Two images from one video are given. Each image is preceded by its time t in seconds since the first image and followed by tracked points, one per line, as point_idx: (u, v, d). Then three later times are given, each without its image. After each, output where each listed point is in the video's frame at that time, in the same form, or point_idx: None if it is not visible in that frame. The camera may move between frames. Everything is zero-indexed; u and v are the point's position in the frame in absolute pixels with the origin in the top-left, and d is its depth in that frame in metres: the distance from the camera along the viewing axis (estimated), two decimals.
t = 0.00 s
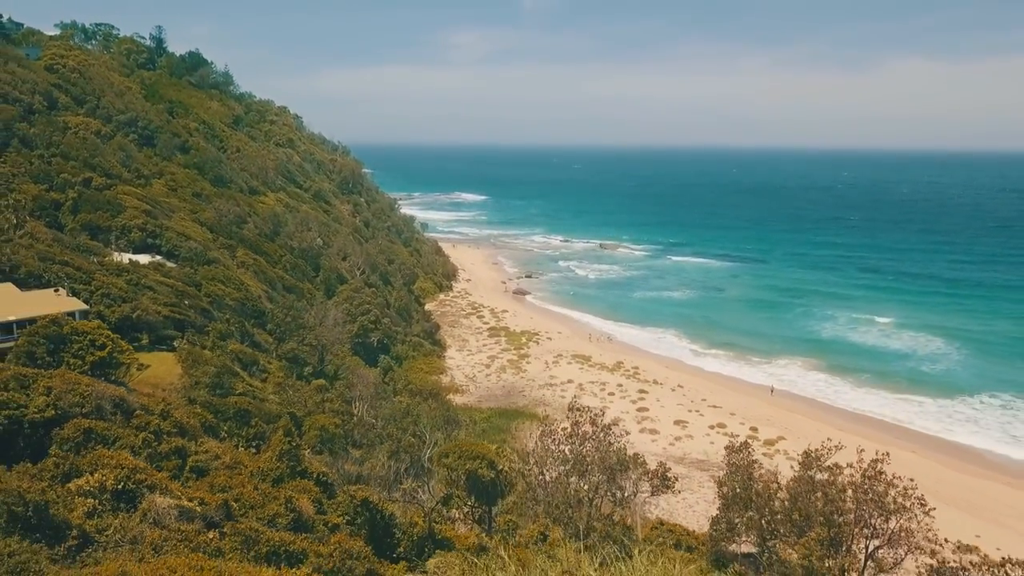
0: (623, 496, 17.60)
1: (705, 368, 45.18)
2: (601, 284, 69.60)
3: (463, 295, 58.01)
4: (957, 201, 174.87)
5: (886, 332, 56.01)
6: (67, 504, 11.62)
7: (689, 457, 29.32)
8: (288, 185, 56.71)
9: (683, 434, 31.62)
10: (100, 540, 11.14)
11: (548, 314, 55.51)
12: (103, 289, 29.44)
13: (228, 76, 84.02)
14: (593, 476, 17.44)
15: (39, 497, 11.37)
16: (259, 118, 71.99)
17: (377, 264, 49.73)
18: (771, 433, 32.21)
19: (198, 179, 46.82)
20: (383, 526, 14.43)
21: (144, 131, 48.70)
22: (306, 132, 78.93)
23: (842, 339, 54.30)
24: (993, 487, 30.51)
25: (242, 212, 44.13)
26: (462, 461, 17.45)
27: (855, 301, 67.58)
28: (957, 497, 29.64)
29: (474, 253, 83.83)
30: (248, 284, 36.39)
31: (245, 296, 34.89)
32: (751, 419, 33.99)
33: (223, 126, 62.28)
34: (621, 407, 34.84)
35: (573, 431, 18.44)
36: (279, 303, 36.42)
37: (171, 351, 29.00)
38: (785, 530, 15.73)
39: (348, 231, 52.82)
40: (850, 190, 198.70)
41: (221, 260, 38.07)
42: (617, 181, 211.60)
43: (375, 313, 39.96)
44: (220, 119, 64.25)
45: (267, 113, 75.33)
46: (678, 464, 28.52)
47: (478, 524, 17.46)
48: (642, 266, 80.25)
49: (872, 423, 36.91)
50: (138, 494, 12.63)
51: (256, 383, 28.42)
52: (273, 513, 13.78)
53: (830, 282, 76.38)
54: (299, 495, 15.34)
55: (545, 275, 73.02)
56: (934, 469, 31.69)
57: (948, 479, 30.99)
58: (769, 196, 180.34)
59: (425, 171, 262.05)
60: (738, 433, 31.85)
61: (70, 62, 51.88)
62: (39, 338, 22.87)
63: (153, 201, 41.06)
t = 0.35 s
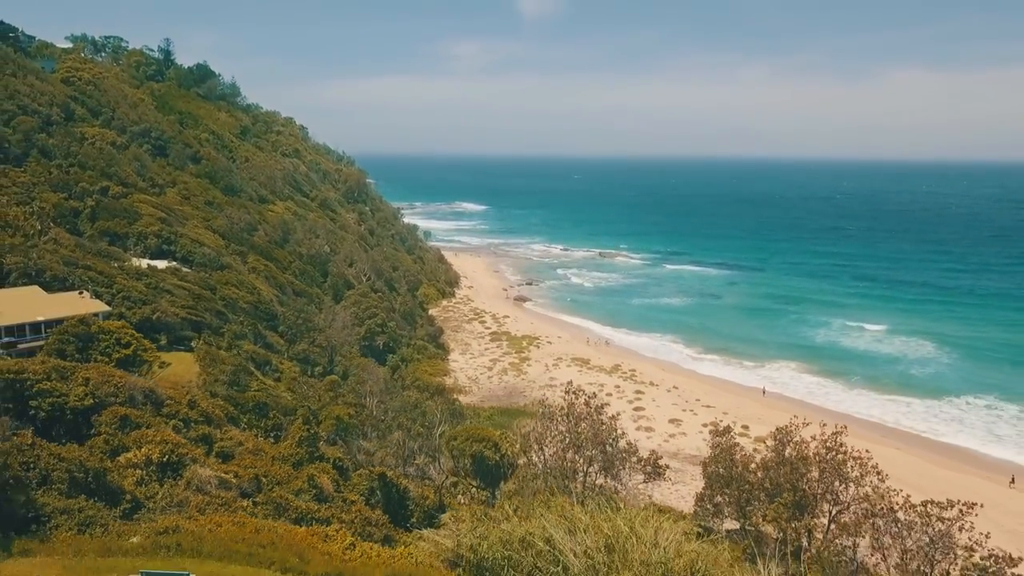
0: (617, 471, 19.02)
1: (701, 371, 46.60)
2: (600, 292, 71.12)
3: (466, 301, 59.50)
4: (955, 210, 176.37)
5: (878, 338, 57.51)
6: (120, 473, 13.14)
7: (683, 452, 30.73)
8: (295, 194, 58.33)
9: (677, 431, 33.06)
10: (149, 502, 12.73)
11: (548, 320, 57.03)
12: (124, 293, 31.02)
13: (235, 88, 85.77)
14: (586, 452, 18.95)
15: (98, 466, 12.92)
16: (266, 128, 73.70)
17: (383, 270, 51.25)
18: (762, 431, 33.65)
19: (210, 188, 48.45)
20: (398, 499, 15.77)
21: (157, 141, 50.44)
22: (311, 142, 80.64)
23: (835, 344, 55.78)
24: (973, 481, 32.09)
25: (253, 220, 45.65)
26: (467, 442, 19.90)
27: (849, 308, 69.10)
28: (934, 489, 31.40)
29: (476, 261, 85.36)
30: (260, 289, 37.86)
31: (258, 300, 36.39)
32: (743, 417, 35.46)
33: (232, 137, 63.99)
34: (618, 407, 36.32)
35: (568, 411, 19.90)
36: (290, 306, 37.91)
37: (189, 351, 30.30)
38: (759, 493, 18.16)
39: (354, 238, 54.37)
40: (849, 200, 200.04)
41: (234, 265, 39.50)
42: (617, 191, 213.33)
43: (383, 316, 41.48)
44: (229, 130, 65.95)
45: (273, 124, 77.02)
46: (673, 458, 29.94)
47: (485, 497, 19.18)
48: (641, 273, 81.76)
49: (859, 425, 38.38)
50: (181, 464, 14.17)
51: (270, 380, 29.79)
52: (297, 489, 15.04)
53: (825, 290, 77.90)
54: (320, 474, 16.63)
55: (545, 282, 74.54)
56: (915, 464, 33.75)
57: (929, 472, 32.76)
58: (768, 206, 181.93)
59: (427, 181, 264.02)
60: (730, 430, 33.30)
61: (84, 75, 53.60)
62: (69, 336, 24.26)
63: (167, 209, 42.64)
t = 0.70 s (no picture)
0: (608, 452, 20.15)
1: (697, 374, 48.05)
2: (600, 299, 72.68)
3: (468, 308, 60.98)
4: (952, 220, 177.95)
5: (870, 343, 59.00)
6: (164, 450, 15.39)
7: (677, 448, 32.16)
8: (302, 203, 59.95)
9: (672, 430, 34.51)
10: (188, 477, 14.92)
11: (549, 326, 58.58)
12: (143, 297, 32.55)
13: (242, 100, 87.65)
14: (582, 433, 20.22)
15: (146, 443, 15.27)
16: (273, 139, 75.42)
17: (388, 277, 52.79)
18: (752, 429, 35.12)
19: (220, 197, 50.12)
20: (411, 478, 16.80)
21: (169, 152, 52.22)
22: (316, 152, 82.32)
23: (828, 349, 57.29)
24: (951, 475, 33.51)
25: (263, 228, 47.20)
26: (473, 431, 21.70)
27: (843, 316, 70.59)
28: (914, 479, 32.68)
29: (478, 269, 86.90)
30: (270, 294, 39.33)
31: (269, 305, 37.95)
32: (735, 418, 36.94)
33: (240, 147, 65.71)
34: (616, 407, 37.81)
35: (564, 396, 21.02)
36: (300, 310, 39.47)
37: (205, 351, 31.61)
38: (737, 471, 19.58)
39: (359, 246, 55.95)
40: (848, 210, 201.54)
41: (244, 271, 40.91)
42: (617, 201, 214.97)
43: (389, 321, 43.04)
44: (237, 141, 67.67)
45: (280, 135, 78.81)
46: (667, 454, 31.35)
47: (480, 472, 20.71)
48: (640, 281, 83.28)
49: (848, 427, 39.81)
50: (213, 443, 16.44)
51: (282, 378, 31.24)
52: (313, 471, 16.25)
53: (820, 299, 79.41)
54: (336, 457, 17.98)
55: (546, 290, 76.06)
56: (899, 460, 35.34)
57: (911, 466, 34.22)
58: (766, 215, 183.59)
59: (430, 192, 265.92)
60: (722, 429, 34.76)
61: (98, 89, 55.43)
62: (95, 336, 25.64)
63: (180, 218, 44.24)
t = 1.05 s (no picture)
0: (603, 433, 21.43)
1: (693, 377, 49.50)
2: (599, 306, 74.19)
3: (470, 314, 62.44)
4: (950, 229, 179.52)
5: (863, 349, 60.42)
6: (200, 432, 17.29)
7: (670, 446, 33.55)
8: (309, 211, 61.59)
9: (667, 428, 35.94)
10: (221, 456, 16.70)
11: (549, 331, 60.10)
12: (161, 301, 34.00)
13: (248, 111, 89.46)
14: (580, 417, 21.55)
15: (184, 425, 17.16)
16: (279, 150, 77.17)
17: (393, 283, 54.34)
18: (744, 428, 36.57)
19: (230, 206, 51.82)
20: (422, 461, 18.11)
21: (181, 163, 54.01)
22: (321, 162, 84.05)
23: (821, 354, 58.73)
24: (930, 470, 35.01)
25: (272, 236, 48.82)
26: (480, 420, 23.17)
27: (837, 323, 72.02)
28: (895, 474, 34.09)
29: (480, 277, 88.44)
30: (280, 299, 40.81)
31: (280, 309, 39.49)
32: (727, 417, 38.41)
33: (248, 158, 67.45)
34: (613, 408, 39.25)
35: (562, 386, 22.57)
36: (308, 314, 41.00)
37: (220, 353, 33.00)
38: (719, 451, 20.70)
39: (365, 253, 57.52)
40: (846, 219, 203.38)
41: (255, 277, 42.47)
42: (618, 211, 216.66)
43: (394, 325, 44.54)
44: (245, 151, 69.41)
45: (286, 146, 80.55)
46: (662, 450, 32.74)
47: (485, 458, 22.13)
48: (639, 289, 84.78)
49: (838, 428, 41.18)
50: (240, 428, 18.44)
51: (293, 377, 32.70)
52: (333, 455, 17.80)
53: (816, 307, 80.82)
54: (352, 444, 19.35)
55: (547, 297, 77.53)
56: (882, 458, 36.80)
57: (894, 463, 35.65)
58: (765, 225, 185.33)
59: (432, 202, 267.81)
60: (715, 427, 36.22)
61: (111, 101, 57.25)
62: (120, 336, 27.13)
63: (193, 226, 45.84)
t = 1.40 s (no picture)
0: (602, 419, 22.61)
1: (690, 380, 50.85)
2: (598, 313, 75.67)
3: (472, 320, 63.81)
4: (947, 240, 181.31)
5: (856, 355, 61.83)
6: (229, 419, 18.76)
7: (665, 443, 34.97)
8: (315, 220, 63.25)
9: (663, 428, 37.33)
10: (248, 443, 18.27)
11: (549, 337, 61.55)
12: (177, 304, 35.18)
13: (254, 122, 91.22)
14: (578, 407, 22.76)
15: (215, 411, 18.75)
16: (285, 160, 78.93)
17: (397, 289, 55.87)
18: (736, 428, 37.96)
19: (240, 214, 53.51)
20: (431, 446, 19.17)
21: (192, 173, 55.76)
22: (326, 172, 85.76)
23: (815, 360, 60.14)
24: (914, 467, 36.46)
25: (281, 244, 50.37)
26: (484, 413, 24.67)
27: (833, 331, 73.44)
28: (880, 470, 35.50)
29: (482, 285, 89.94)
30: (289, 304, 42.21)
31: (290, 315, 40.87)
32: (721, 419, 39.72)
33: (256, 168, 69.18)
34: (611, 409, 40.59)
35: (561, 379, 23.98)
36: (317, 319, 42.40)
37: (234, 355, 34.29)
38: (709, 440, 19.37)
39: (370, 260, 59.13)
40: (843, 229, 205.34)
41: (264, 282, 43.96)
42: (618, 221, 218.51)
43: (400, 330, 45.97)
44: (252, 161, 71.15)
45: (292, 156, 82.33)
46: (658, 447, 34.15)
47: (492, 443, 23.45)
48: (638, 297, 86.25)
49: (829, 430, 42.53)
50: (265, 416, 20.17)
51: (304, 376, 34.15)
52: (350, 441, 19.24)
53: (812, 315, 82.26)
54: (366, 432, 20.72)
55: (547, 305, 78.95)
56: (870, 455, 38.22)
57: (881, 461, 37.06)
58: (764, 235, 187.10)
59: (433, 212, 269.95)
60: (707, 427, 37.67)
61: (125, 113, 59.07)
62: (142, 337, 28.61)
63: (205, 233, 47.41)
